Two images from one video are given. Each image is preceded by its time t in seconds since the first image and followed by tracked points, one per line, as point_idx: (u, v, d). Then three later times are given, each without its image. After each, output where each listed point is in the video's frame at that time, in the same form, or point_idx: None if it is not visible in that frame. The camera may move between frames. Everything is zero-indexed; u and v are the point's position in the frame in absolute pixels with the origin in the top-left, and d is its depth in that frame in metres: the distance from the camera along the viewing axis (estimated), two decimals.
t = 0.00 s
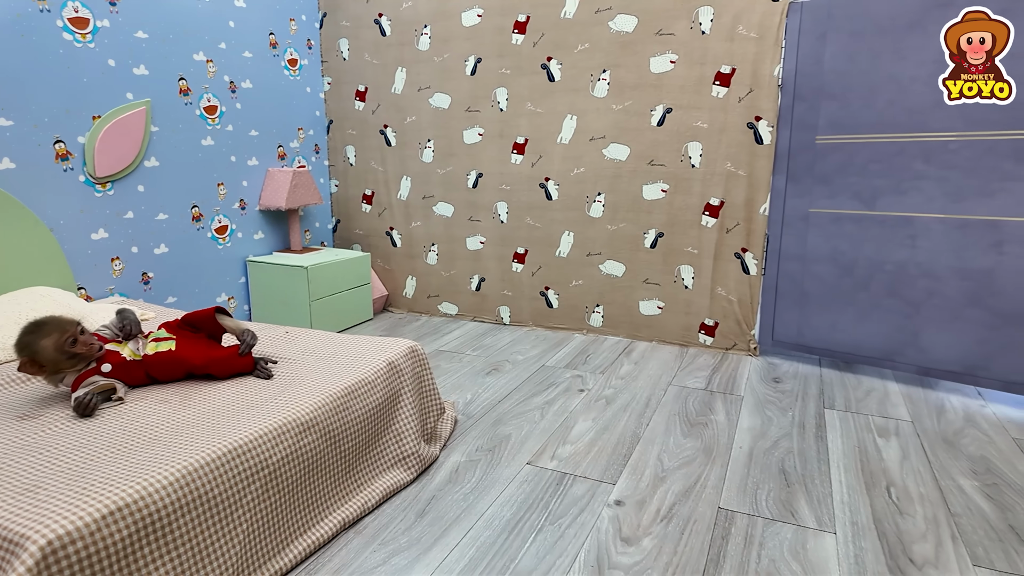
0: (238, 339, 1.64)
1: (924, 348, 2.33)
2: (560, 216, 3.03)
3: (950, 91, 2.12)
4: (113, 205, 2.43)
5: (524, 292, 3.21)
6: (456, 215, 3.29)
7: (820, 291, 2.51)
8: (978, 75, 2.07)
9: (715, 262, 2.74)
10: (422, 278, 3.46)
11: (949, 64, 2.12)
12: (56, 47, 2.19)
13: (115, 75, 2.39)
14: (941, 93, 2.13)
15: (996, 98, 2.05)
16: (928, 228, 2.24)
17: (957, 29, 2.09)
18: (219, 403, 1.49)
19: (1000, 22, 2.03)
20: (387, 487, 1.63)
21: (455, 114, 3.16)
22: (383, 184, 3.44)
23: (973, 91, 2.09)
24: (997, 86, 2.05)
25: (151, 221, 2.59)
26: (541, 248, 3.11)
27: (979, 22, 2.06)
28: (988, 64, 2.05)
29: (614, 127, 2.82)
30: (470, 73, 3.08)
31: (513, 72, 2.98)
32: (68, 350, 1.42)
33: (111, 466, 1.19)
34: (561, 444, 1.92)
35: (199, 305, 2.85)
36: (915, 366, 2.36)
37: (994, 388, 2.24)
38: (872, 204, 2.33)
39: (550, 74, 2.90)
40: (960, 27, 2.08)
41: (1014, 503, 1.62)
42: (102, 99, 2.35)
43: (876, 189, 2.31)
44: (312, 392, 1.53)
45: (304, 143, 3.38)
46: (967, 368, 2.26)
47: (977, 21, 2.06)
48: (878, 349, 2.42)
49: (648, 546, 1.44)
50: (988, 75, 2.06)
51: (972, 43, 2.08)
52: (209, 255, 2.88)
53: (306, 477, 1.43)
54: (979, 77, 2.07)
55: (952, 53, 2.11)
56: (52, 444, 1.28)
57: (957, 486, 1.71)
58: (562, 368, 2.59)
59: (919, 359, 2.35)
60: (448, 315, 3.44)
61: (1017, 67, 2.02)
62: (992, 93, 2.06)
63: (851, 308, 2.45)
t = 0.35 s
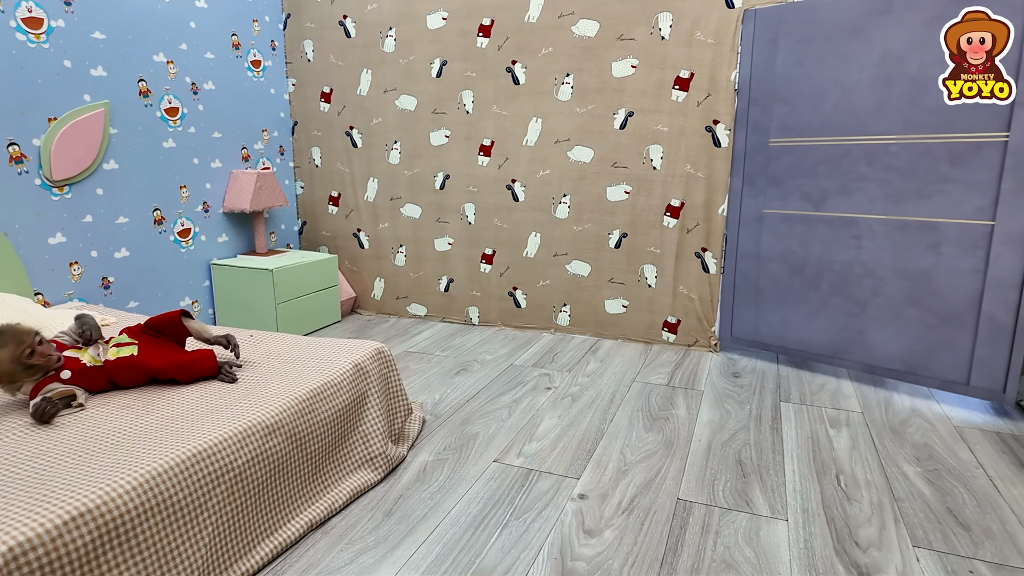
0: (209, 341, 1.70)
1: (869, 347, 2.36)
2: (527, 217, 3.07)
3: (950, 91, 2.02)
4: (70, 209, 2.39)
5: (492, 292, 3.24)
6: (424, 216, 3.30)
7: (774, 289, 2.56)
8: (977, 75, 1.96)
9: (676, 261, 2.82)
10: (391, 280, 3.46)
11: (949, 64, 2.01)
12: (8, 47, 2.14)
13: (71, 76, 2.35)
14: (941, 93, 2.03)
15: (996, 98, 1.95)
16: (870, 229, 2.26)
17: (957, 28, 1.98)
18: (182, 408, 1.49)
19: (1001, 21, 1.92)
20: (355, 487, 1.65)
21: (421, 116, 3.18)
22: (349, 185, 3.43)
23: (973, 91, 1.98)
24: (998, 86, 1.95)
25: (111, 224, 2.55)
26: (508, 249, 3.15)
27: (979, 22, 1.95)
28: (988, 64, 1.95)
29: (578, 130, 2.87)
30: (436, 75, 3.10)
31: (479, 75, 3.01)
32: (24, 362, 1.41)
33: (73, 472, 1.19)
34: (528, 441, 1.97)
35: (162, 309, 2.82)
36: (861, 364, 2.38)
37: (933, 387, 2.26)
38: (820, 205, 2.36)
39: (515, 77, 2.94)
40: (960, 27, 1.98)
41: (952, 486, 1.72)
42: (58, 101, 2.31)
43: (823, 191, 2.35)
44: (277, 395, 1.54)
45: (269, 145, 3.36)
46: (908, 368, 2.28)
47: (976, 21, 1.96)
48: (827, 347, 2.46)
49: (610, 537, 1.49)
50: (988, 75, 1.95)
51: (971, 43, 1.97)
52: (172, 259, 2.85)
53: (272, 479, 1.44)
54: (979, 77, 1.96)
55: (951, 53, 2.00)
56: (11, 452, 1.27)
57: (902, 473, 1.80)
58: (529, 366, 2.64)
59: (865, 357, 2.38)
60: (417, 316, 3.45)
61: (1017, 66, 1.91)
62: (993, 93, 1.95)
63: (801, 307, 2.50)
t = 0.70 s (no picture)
0: (187, 349, 1.74)
1: (821, 350, 2.41)
2: (502, 220, 3.11)
3: (950, 91, 1.93)
4: (40, 214, 2.37)
5: (469, 294, 3.27)
6: (400, 219, 3.32)
7: (737, 290, 2.63)
8: (978, 75, 1.87)
9: (649, 262, 2.89)
10: (367, 282, 3.48)
11: (949, 64, 1.92)
12: None
13: (40, 80, 2.33)
14: (941, 93, 1.95)
15: (996, 98, 1.85)
16: (821, 233, 2.32)
17: (957, 28, 1.91)
18: (159, 413, 1.50)
19: (1001, 21, 1.86)
20: (333, 489, 1.67)
21: (396, 119, 3.20)
22: (324, 188, 3.44)
23: (973, 91, 1.89)
24: (998, 86, 1.85)
25: (82, 229, 2.53)
26: (484, 251, 3.18)
27: (979, 22, 1.88)
28: (988, 64, 1.86)
29: (551, 134, 2.92)
30: (411, 79, 3.12)
31: (453, 79, 3.04)
32: None
33: (50, 479, 1.20)
34: (504, 440, 2.01)
35: (134, 314, 2.79)
36: (814, 366, 2.44)
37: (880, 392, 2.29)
38: (777, 209, 2.44)
39: (489, 81, 2.97)
40: (960, 26, 1.90)
41: (908, 477, 1.81)
42: (26, 105, 2.29)
43: (779, 194, 2.42)
44: (255, 399, 1.56)
45: (242, 148, 3.34)
46: (856, 371, 2.32)
47: (976, 21, 1.88)
48: (783, 348, 2.52)
49: (583, 532, 1.54)
50: (988, 76, 1.86)
51: (971, 43, 1.89)
52: (145, 263, 2.83)
53: (251, 482, 1.46)
54: (979, 77, 1.87)
55: (951, 53, 1.92)
56: None
57: (862, 465, 1.88)
58: (506, 367, 2.68)
59: (818, 359, 2.43)
60: (394, 318, 3.46)
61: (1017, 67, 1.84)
62: (993, 93, 1.86)
63: (761, 308, 2.57)
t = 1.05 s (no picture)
0: (180, 351, 1.75)
1: (785, 352, 2.43)
2: (489, 221, 3.15)
3: (950, 91, 1.84)
4: (26, 216, 2.36)
5: (457, 294, 3.31)
6: (388, 220, 3.35)
7: (712, 289, 2.69)
8: (979, 75, 1.93)
9: (633, 262, 2.95)
10: (355, 283, 3.50)
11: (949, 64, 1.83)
12: None
13: (26, 82, 2.33)
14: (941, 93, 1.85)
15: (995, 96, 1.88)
16: (785, 235, 2.35)
17: (958, 28, 1.84)
18: (151, 413, 1.52)
19: (1001, 22, 1.98)
20: (324, 487, 1.70)
21: (384, 121, 3.22)
22: (312, 190, 3.45)
23: (971, 91, 1.86)
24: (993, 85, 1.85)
25: (68, 231, 2.53)
26: (471, 251, 3.22)
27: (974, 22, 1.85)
28: (988, 64, 1.94)
29: (537, 136, 2.96)
30: (397, 81, 3.15)
31: (440, 81, 3.07)
32: None
33: (45, 478, 1.22)
34: (492, 437, 2.05)
35: (121, 316, 2.79)
36: (777, 368, 2.47)
37: (836, 396, 2.29)
38: (746, 211, 2.48)
39: (476, 84, 3.01)
40: (960, 26, 1.84)
41: (883, 468, 1.87)
42: (12, 107, 2.29)
43: (749, 197, 2.46)
44: (246, 398, 1.58)
45: (229, 149, 3.34)
46: (815, 374, 2.34)
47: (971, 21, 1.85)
48: (752, 348, 2.55)
49: (569, 525, 1.58)
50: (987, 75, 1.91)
51: (972, 42, 1.93)
52: (132, 265, 2.83)
53: (243, 480, 1.48)
54: (980, 77, 1.93)
55: (951, 53, 1.86)
56: None
57: (839, 458, 1.94)
58: (494, 366, 2.72)
59: (781, 361, 2.45)
60: (383, 318, 3.49)
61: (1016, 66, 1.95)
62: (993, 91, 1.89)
63: (732, 307, 2.61)
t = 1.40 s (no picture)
0: (174, 352, 1.76)
1: (752, 353, 2.44)
2: (481, 221, 3.17)
3: (950, 91, 1.96)
4: (16, 218, 2.36)
5: (449, 294, 3.32)
6: (380, 221, 3.36)
7: (695, 290, 2.72)
8: (978, 75, 1.94)
9: (624, 262, 2.98)
10: (347, 284, 3.50)
11: (948, 64, 1.96)
12: None
13: (16, 83, 2.32)
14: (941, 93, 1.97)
15: (996, 98, 1.94)
16: (753, 237, 2.37)
17: (957, 28, 1.93)
18: (145, 413, 1.53)
19: (1001, 21, 1.91)
20: (318, 486, 1.71)
21: (375, 122, 3.24)
22: (303, 191, 3.46)
23: (973, 91, 1.94)
24: (997, 86, 1.94)
25: (59, 233, 2.52)
26: (464, 252, 3.24)
27: (979, 22, 1.93)
28: (988, 64, 1.93)
29: (528, 137, 2.99)
30: (389, 82, 3.16)
31: (432, 83, 3.09)
32: None
33: (41, 479, 1.23)
34: (484, 436, 2.07)
35: (112, 318, 2.79)
36: (746, 369, 2.48)
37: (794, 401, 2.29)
38: (722, 212, 2.51)
39: (467, 85, 3.03)
40: (960, 26, 1.93)
41: (868, 464, 1.91)
42: (2, 108, 2.28)
43: (723, 198, 2.49)
44: (241, 399, 1.60)
45: (220, 150, 3.34)
46: (776, 376, 2.34)
47: (976, 21, 1.93)
48: (725, 348, 2.57)
49: (561, 521, 1.61)
50: (988, 76, 1.94)
51: (972, 43, 1.93)
52: (123, 266, 2.82)
53: (238, 480, 1.50)
54: (979, 77, 1.94)
55: (951, 53, 1.96)
56: None
57: (826, 454, 1.97)
58: (486, 366, 2.74)
59: (749, 363, 2.47)
60: (375, 319, 3.50)
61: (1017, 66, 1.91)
62: (992, 93, 1.95)
63: (710, 308, 2.63)
